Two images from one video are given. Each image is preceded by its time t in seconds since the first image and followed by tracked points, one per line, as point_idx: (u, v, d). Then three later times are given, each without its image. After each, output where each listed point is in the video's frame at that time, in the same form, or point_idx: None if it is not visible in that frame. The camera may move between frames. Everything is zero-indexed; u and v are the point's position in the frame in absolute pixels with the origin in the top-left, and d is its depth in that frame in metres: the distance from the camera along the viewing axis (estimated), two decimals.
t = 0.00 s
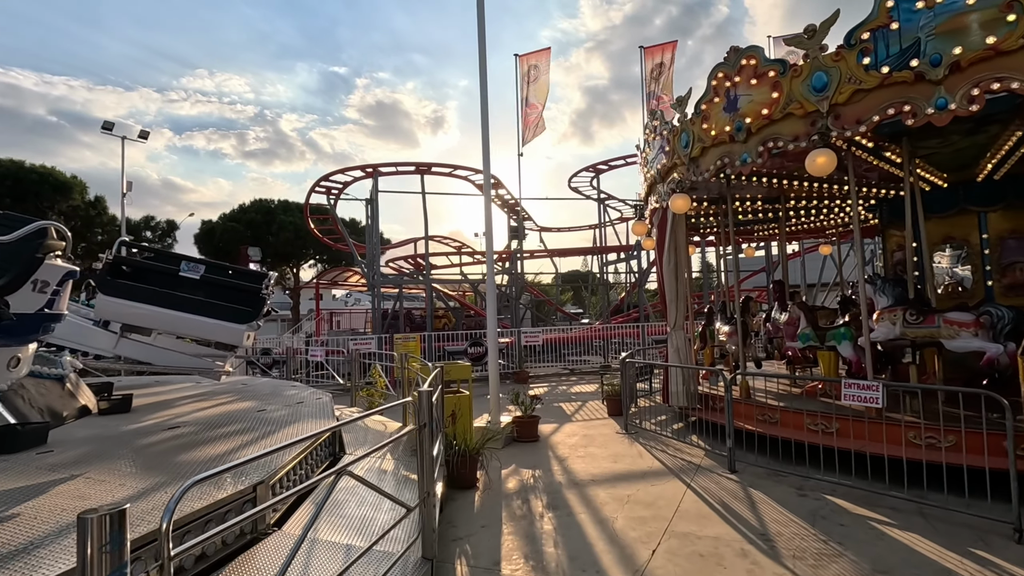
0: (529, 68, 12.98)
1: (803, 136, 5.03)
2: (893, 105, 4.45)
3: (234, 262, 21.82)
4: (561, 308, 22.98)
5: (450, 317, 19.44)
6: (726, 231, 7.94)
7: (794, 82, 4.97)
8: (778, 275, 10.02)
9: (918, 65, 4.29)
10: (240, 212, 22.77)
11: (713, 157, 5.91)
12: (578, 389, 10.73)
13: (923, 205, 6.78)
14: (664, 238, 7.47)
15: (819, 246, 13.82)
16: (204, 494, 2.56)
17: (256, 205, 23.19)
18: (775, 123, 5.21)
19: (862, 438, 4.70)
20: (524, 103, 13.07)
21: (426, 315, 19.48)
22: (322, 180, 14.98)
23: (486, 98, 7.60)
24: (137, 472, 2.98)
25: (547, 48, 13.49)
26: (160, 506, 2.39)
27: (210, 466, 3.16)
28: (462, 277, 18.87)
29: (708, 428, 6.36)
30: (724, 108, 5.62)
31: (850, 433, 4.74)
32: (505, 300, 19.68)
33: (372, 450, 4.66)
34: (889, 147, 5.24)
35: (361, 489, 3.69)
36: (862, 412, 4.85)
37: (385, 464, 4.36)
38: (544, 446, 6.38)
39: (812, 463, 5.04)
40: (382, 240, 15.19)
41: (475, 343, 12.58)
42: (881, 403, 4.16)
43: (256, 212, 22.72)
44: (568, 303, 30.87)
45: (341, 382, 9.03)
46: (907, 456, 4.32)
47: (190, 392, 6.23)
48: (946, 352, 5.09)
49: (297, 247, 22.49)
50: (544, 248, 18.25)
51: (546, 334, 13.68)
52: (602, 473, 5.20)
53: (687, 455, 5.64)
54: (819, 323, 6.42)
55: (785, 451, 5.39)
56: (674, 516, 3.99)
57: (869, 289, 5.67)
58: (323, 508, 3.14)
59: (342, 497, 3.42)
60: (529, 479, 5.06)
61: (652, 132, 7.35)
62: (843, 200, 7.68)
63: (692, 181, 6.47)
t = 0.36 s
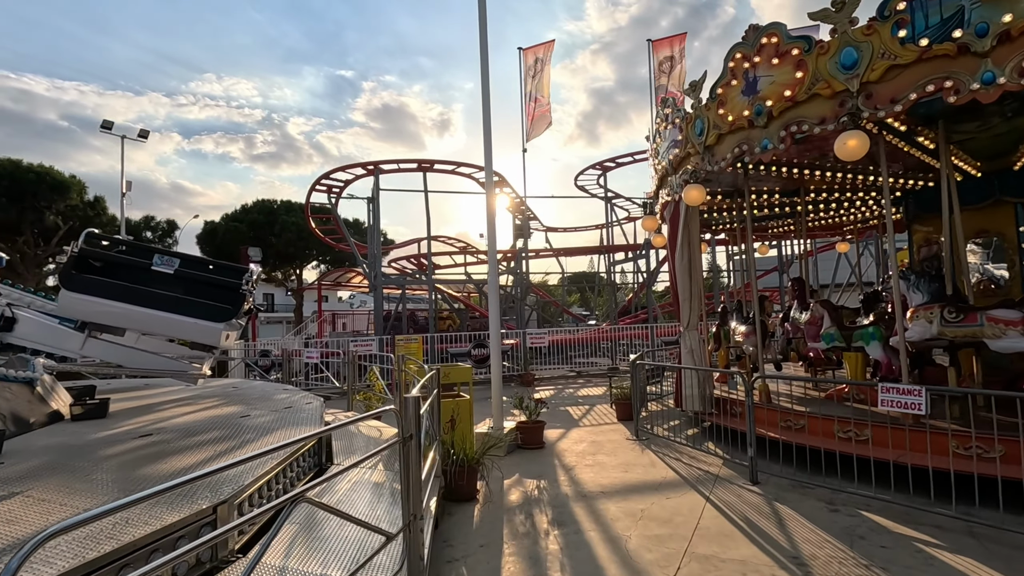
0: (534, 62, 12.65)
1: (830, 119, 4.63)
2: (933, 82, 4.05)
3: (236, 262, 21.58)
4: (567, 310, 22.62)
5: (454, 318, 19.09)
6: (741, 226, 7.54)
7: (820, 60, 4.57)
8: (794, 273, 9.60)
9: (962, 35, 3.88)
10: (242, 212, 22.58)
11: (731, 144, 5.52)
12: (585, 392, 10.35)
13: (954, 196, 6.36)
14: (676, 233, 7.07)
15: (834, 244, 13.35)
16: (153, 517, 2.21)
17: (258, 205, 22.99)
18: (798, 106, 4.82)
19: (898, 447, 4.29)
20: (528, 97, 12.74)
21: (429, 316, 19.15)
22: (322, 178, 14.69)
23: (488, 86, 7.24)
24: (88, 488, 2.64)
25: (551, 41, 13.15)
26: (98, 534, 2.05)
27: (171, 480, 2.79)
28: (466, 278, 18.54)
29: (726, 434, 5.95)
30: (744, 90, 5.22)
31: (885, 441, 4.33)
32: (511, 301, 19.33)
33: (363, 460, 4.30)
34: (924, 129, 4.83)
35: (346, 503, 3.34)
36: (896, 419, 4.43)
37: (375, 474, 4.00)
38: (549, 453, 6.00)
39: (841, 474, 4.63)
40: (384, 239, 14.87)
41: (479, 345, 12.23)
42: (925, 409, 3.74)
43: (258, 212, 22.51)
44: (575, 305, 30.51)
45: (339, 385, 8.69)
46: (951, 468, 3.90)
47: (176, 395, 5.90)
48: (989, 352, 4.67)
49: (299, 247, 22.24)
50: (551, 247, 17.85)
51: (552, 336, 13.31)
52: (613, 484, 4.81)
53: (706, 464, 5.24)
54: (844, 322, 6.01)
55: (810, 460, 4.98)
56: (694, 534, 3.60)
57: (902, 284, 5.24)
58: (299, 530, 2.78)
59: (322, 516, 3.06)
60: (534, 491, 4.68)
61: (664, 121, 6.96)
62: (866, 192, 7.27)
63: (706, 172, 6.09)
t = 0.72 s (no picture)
0: (537, 58, 12.30)
1: (859, 104, 4.22)
2: (977, 59, 3.65)
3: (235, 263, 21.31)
4: (572, 312, 22.25)
5: (457, 320, 18.75)
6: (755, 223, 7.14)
7: (848, 39, 4.17)
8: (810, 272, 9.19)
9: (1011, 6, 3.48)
10: (242, 214, 22.36)
11: (747, 134, 5.12)
12: (590, 398, 9.96)
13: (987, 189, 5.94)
14: (687, 231, 6.67)
15: (848, 243, 12.92)
16: (70, 565, 1.84)
17: (258, 206, 22.77)
18: (822, 90, 4.42)
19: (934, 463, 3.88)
20: (531, 94, 12.39)
21: (431, 319, 18.82)
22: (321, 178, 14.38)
23: (488, 76, 6.86)
24: (11, 522, 2.27)
25: (555, 36, 12.80)
26: None
27: (114, 509, 2.43)
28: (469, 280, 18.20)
29: (742, 444, 5.55)
30: (763, 75, 4.82)
31: (922, 457, 3.93)
32: (514, 303, 18.98)
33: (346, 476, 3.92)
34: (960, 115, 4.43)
35: (322, 530, 2.97)
36: (932, 432, 4.03)
37: (359, 494, 3.63)
38: (552, 465, 5.62)
39: (870, 492, 4.22)
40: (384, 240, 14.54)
41: (480, 348, 11.87)
42: (973, 425, 3.33)
43: (258, 213, 22.28)
44: (579, 307, 30.18)
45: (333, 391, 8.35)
46: (997, 488, 3.49)
47: (154, 404, 5.54)
48: None
49: (300, 249, 21.98)
50: (555, 248, 17.47)
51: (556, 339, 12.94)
52: (621, 502, 4.41)
53: (721, 479, 4.84)
54: (869, 325, 5.59)
55: (835, 475, 4.57)
56: (714, 566, 3.20)
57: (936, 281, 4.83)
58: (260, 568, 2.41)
59: (291, 548, 2.70)
60: (535, 510, 4.30)
61: (673, 112, 6.56)
62: (889, 186, 6.85)
63: (720, 164, 5.69)
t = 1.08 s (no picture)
0: (536, 52, 11.94)
1: (879, 84, 3.84)
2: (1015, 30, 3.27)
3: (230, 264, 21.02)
4: (573, 314, 21.87)
5: (455, 322, 18.39)
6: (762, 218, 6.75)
7: (867, 12, 3.79)
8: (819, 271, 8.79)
9: None
10: (238, 213, 22.07)
11: (754, 122, 4.75)
12: (589, 402, 9.58)
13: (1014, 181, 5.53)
14: (690, 227, 6.29)
15: (858, 244, 12.51)
16: None
17: (255, 206, 22.48)
18: (838, 70, 4.05)
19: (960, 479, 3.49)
20: (531, 89, 12.03)
21: (429, 320, 18.47)
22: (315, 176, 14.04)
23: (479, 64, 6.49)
24: None
25: (556, 30, 12.44)
26: None
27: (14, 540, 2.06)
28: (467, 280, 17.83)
29: (748, 455, 5.16)
30: (772, 56, 4.45)
31: (950, 474, 3.53)
32: (513, 304, 18.60)
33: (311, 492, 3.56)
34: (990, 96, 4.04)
35: (273, 559, 2.60)
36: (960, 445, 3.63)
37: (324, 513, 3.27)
38: (545, 477, 5.24)
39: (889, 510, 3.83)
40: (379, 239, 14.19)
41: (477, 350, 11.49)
42: (1013, 440, 2.94)
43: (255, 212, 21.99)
44: (581, 308, 29.78)
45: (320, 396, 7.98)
46: None
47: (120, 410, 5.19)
48: None
49: (296, 249, 21.67)
50: (555, 248, 17.08)
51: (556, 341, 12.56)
52: (617, 520, 4.03)
53: (726, 494, 4.45)
54: (886, 327, 5.19)
55: (850, 489, 4.18)
56: None
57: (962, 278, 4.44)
58: None
59: None
60: (522, 529, 3.92)
61: (675, 100, 6.18)
62: (905, 180, 6.45)
63: (725, 155, 5.31)
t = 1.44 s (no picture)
0: (535, 43, 11.60)
1: (913, 54, 3.47)
2: None
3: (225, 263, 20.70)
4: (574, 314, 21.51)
5: (454, 322, 18.02)
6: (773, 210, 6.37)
7: None
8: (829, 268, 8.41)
9: None
10: (233, 212, 21.79)
11: (770, 102, 4.37)
12: (590, 405, 9.20)
13: None
14: (697, 219, 5.91)
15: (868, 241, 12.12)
16: None
17: (251, 205, 22.19)
18: (864, 42, 3.68)
19: (1006, 494, 3.11)
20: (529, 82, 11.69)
21: (427, 320, 18.13)
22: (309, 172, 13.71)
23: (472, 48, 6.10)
24: None
25: (555, 21, 12.09)
26: None
27: None
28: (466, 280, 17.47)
29: (762, 464, 4.77)
30: (789, 29, 4.07)
31: (995, 488, 3.16)
32: (513, 304, 18.24)
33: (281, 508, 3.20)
34: None
35: None
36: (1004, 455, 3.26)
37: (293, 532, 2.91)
38: (543, 487, 4.86)
39: (925, 528, 3.45)
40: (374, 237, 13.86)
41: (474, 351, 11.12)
42: None
43: (250, 211, 21.70)
44: (581, 309, 29.43)
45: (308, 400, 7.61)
46: None
47: (85, 416, 4.82)
48: None
49: (293, 248, 21.36)
50: (556, 246, 16.70)
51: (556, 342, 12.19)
52: (622, 537, 3.65)
53: (741, 508, 4.07)
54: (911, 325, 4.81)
55: (879, 503, 3.80)
56: None
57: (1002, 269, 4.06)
58: None
59: None
60: (517, 547, 3.55)
61: (682, 84, 5.79)
62: (926, 169, 6.07)
63: (737, 140, 4.93)
